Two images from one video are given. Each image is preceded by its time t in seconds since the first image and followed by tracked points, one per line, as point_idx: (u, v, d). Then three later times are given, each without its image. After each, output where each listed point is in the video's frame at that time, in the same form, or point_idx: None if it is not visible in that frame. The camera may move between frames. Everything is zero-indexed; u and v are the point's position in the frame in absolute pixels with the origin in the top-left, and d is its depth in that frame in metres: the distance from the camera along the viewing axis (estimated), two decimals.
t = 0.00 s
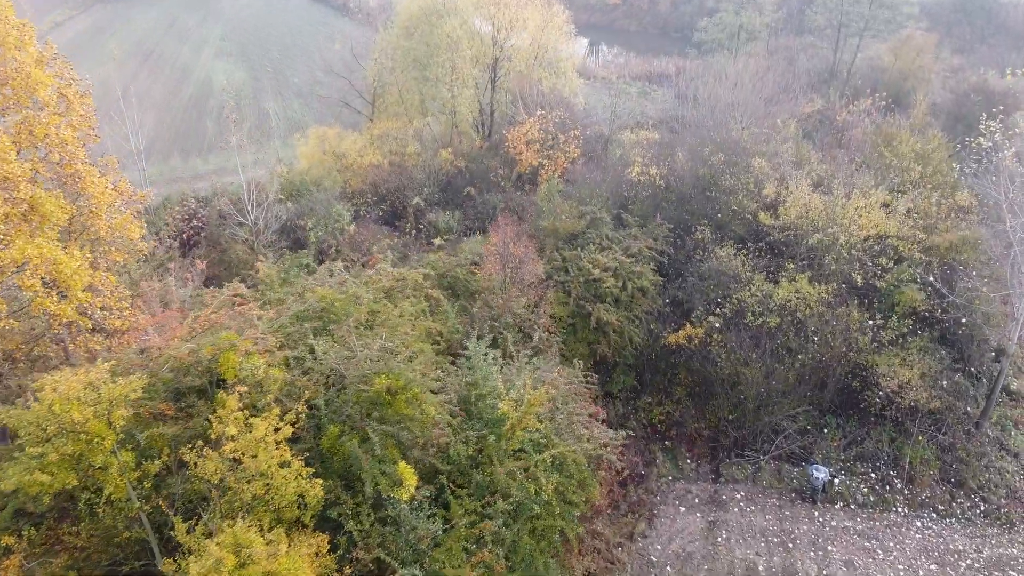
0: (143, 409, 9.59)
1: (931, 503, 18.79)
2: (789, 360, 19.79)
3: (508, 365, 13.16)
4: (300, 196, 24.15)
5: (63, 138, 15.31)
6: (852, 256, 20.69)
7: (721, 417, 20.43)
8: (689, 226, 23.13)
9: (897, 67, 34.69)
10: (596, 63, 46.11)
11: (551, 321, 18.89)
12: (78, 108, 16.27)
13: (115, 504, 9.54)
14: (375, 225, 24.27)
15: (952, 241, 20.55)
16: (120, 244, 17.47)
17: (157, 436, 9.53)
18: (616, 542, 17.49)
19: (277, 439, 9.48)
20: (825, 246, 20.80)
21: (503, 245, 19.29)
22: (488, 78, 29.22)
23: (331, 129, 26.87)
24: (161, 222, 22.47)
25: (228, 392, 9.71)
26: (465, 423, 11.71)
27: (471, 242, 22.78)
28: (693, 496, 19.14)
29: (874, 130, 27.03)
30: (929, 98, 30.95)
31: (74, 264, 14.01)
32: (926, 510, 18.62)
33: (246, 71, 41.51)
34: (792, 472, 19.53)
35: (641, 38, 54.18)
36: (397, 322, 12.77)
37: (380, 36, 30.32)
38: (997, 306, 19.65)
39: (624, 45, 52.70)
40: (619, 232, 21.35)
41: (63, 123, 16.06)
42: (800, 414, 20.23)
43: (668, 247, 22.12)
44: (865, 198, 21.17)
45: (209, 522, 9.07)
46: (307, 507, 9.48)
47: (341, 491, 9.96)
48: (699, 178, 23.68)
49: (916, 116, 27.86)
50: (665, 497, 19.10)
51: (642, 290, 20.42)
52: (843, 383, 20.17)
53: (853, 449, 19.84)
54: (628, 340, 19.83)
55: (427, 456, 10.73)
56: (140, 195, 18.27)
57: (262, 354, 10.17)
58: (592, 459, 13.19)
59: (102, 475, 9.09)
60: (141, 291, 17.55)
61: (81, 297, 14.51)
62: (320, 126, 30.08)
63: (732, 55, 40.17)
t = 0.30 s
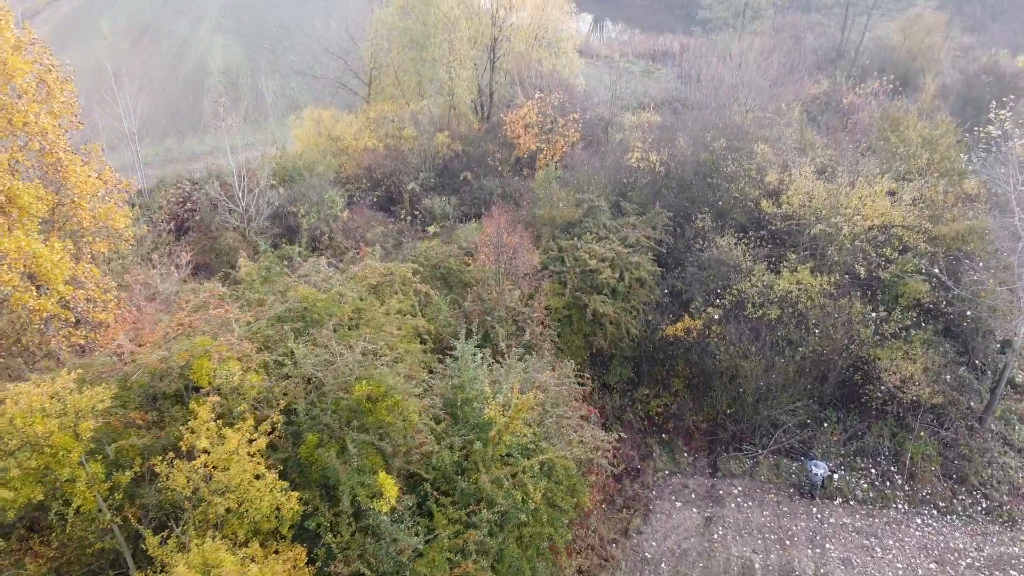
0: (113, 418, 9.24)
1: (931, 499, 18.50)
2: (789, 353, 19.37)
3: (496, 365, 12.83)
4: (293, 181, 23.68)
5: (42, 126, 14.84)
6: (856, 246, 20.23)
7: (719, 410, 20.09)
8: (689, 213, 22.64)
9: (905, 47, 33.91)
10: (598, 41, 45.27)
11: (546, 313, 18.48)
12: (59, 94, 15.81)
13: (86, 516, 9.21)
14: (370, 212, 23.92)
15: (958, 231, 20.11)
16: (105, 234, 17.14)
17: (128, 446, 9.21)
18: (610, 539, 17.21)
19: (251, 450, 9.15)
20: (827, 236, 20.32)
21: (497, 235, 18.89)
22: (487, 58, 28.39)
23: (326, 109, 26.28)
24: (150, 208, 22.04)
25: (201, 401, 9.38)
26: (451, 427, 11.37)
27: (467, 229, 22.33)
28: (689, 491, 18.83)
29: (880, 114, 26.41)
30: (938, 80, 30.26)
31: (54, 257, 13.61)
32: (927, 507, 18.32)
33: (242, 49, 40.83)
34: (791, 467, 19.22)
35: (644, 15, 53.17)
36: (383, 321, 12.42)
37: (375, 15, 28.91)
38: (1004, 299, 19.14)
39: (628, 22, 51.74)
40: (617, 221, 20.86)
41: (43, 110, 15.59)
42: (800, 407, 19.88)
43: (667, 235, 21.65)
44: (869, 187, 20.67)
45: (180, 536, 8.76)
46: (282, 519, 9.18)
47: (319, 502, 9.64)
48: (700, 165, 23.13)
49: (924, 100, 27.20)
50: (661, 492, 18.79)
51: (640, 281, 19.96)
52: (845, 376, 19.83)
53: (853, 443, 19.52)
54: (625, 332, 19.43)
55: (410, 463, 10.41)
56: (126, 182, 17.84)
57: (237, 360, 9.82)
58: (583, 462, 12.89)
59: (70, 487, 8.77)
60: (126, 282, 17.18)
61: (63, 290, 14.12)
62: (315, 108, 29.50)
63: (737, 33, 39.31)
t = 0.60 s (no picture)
0: (87, 427, 8.93)
1: (937, 499, 18.13)
2: (794, 347, 18.96)
3: (489, 366, 12.48)
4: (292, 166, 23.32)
5: (30, 114, 14.41)
6: (865, 239, 19.76)
7: (722, 404, 19.72)
8: (695, 202, 22.10)
9: (923, 28, 32.95)
10: (608, 20, 44.40)
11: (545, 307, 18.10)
12: (47, 80, 15.34)
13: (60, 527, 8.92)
14: (370, 198, 23.56)
15: (972, 223, 19.51)
16: (98, 224, 16.97)
17: (103, 456, 8.88)
18: (607, 537, 16.94)
19: (230, 462, 8.79)
20: (835, 228, 19.90)
21: (496, 225, 18.48)
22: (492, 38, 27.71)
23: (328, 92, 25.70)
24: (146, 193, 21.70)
25: (178, 410, 9.05)
26: (441, 433, 11.04)
27: (467, 217, 21.91)
28: (690, 488, 18.53)
29: (894, 99, 25.67)
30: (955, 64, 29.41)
31: (41, 249, 13.24)
32: (932, 507, 17.95)
33: (246, 25, 40.16)
34: (794, 464, 18.87)
35: None
36: (373, 321, 12.07)
37: None
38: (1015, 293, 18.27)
39: None
40: (621, 210, 20.36)
41: (30, 96, 15.17)
42: (805, 403, 19.49)
43: (672, 225, 21.15)
44: (881, 176, 20.05)
45: (155, 551, 8.47)
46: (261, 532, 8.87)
47: (301, 513, 9.30)
48: (708, 152, 22.57)
49: (940, 84, 26.41)
50: (661, 488, 18.49)
51: (642, 273, 19.51)
52: (852, 371, 19.42)
53: (858, 441, 19.16)
54: (627, 325, 19.04)
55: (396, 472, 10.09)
56: (116, 169, 17.48)
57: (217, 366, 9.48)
58: (578, 467, 12.57)
59: (41, 500, 8.47)
60: (119, 273, 16.95)
61: (51, 282, 13.75)
62: (317, 89, 29.01)
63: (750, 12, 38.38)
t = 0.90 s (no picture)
0: (59, 437, 8.64)
1: (942, 500, 17.75)
2: (799, 343, 18.58)
3: (479, 370, 12.17)
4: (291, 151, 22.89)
5: (14, 102, 13.87)
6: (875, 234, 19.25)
7: (723, 400, 19.38)
8: (701, 192, 21.59)
9: (941, 8, 31.96)
10: None
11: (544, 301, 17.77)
12: (36, 67, 14.96)
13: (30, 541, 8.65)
14: (371, 184, 23.20)
15: (985, 217, 18.91)
16: (88, 214, 16.70)
17: (74, 468, 8.60)
18: (604, 537, 16.71)
19: (205, 477, 8.50)
20: (845, 221, 19.41)
21: (495, 218, 18.10)
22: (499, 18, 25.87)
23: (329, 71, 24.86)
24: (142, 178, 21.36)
25: (153, 421, 8.75)
26: (427, 440, 10.75)
27: (468, 205, 21.54)
28: (689, 485, 18.25)
29: (909, 86, 24.91)
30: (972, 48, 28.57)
31: (25, 239, 12.83)
32: (936, 508, 17.59)
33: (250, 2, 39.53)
34: (796, 462, 18.53)
35: None
36: (360, 324, 11.76)
37: None
38: None
39: None
40: (624, 201, 19.89)
41: (17, 83, 14.79)
42: (808, 400, 19.14)
43: (676, 216, 20.68)
44: (892, 168, 19.49)
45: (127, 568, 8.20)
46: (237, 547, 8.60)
47: (279, 527, 9.02)
48: (715, 141, 22.01)
49: (957, 69, 25.61)
50: (660, 485, 18.22)
51: (645, 266, 19.05)
52: (857, 369, 19.04)
53: (863, 439, 18.81)
54: (627, 319, 18.63)
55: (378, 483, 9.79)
56: (107, 156, 17.00)
57: (194, 375, 9.17)
58: (571, 473, 12.24)
59: (11, 514, 8.19)
60: (112, 265, 16.72)
61: (37, 275, 13.36)
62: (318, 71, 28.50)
63: None
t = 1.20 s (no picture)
0: (27, 451, 8.37)
1: (945, 502, 17.41)
2: (803, 339, 18.16)
3: (468, 375, 11.88)
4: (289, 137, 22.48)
5: None
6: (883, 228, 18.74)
7: (724, 397, 19.04)
8: (705, 182, 21.11)
9: None
10: None
11: (541, 295, 17.45)
12: (21, 53, 14.54)
13: None
14: (369, 171, 22.83)
15: (997, 211, 18.35)
16: (77, 204, 16.44)
17: (43, 482, 8.33)
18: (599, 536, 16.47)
19: (176, 493, 8.24)
20: (852, 215, 18.85)
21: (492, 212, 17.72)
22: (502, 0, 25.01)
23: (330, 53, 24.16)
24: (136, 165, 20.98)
25: (124, 434, 8.48)
26: (411, 449, 10.46)
27: (467, 193, 21.42)
28: (687, 483, 17.98)
29: (923, 72, 24.19)
30: (989, 33, 27.75)
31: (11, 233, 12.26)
32: (938, 510, 17.25)
33: None
34: (797, 460, 18.22)
35: None
36: (345, 327, 11.46)
37: None
38: None
39: None
40: (625, 192, 19.43)
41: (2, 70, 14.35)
42: (811, 398, 18.79)
43: (679, 208, 20.21)
44: (901, 160, 18.95)
45: None
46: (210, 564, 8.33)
47: (255, 543, 8.75)
48: (721, 130, 21.47)
49: (973, 56, 24.86)
50: (657, 483, 17.95)
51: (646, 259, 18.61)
52: (861, 366, 18.67)
53: (865, 439, 18.50)
54: (626, 314, 18.22)
55: (358, 496, 9.52)
56: (98, 146, 17.21)
57: (168, 386, 8.91)
58: (561, 481, 11.96)
59: None
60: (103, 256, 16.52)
61: (23, 270, 12.79)
62: (319, 53, 27.99)
63: None
